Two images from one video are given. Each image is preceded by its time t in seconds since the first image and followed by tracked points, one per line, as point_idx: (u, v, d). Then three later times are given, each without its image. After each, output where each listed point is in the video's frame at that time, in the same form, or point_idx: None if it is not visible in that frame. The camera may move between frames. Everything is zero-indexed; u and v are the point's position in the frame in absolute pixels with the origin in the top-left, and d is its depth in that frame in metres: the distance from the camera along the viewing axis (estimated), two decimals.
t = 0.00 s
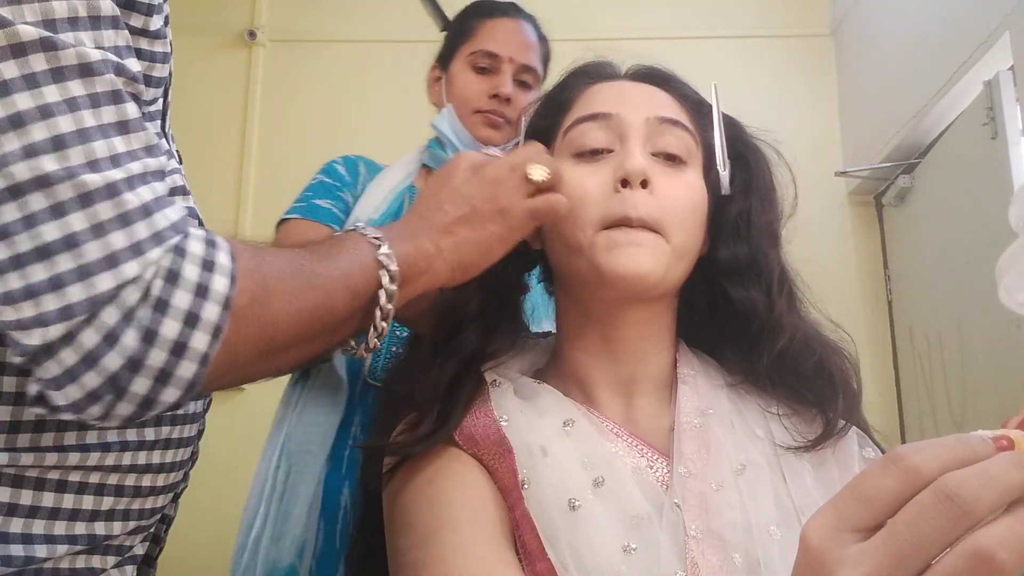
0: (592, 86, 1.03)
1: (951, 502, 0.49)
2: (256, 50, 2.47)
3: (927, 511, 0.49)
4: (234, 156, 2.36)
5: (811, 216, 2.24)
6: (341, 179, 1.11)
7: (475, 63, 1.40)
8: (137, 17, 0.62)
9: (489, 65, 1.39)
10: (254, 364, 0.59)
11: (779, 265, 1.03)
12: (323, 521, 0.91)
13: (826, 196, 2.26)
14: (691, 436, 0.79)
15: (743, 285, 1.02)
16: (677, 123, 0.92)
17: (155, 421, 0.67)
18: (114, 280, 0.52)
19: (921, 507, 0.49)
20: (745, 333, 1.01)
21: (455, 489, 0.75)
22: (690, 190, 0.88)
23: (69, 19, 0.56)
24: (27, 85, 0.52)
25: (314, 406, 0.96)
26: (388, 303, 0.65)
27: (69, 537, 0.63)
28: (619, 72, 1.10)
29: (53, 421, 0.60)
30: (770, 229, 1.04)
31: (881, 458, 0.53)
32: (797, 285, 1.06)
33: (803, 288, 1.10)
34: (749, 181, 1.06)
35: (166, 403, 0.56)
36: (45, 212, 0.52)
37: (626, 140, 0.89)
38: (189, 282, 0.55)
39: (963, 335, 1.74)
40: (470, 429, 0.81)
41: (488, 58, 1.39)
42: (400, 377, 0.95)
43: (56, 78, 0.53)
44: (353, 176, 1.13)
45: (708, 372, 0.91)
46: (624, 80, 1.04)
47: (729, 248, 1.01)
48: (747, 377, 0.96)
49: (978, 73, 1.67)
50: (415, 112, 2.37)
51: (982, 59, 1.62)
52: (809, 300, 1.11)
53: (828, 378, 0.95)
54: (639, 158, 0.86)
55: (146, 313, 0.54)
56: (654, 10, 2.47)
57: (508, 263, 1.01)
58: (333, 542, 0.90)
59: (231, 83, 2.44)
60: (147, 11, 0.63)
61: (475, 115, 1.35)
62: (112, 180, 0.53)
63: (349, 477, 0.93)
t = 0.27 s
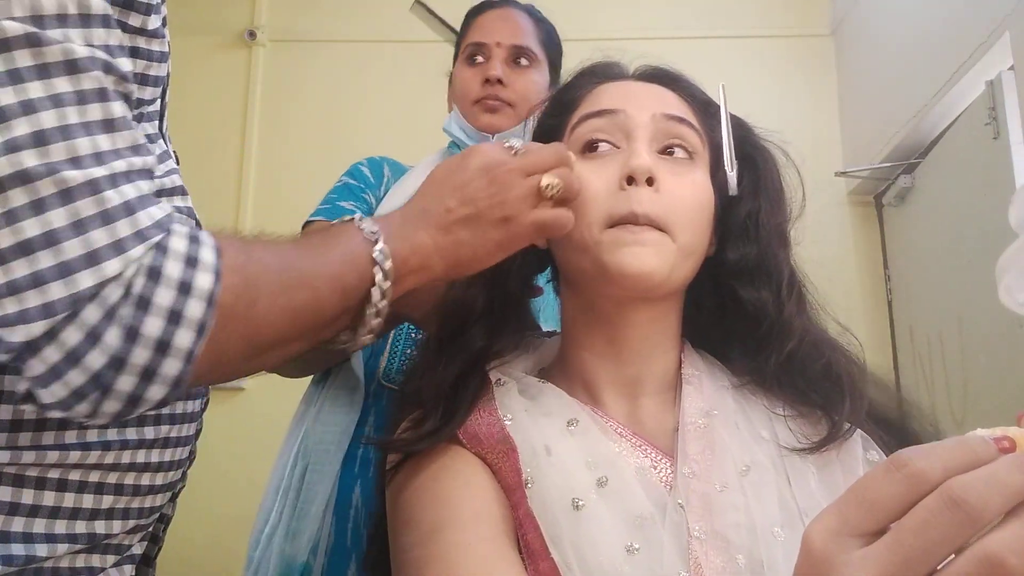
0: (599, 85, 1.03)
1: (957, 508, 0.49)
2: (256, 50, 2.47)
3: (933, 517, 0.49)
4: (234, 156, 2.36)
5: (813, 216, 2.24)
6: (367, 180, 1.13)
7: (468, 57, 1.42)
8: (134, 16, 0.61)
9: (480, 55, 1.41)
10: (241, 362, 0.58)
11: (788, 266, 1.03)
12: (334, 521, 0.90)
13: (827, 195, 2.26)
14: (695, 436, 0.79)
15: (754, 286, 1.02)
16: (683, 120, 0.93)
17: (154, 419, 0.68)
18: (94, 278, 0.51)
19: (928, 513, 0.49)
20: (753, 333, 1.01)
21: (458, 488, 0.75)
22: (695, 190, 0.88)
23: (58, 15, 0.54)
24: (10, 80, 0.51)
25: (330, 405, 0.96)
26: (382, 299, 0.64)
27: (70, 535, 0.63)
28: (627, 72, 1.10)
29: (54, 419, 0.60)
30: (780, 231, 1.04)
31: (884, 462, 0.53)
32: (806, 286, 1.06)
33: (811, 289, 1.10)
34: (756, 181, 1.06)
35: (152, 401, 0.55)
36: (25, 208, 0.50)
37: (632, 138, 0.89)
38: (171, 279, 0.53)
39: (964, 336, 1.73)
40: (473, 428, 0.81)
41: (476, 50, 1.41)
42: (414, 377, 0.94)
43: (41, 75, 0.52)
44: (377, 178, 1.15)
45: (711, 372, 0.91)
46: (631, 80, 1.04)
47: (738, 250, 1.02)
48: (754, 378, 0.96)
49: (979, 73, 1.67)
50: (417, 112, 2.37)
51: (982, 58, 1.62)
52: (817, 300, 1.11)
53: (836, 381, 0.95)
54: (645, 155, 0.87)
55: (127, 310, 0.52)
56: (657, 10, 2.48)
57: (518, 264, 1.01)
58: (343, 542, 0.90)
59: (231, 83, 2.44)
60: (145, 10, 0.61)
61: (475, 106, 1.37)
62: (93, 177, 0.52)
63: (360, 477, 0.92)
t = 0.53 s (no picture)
0: (600, 84, 1.03)
1: (954, 510, 0.49)
2: (256, 50, 2.47)
3: (931, 520, 0.49)
4: (234, 156, 2.35)
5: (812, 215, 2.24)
6: (357, 181, 1.14)
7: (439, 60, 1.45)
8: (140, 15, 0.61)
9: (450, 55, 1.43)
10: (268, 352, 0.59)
11: (789, 266, 1.03)
12: (339, 525, 0.90)
13: (827, 195, 2.26)
14: (695, 436, 0.79)
15: (753, 286, 1.02)
16: (684, 119, 0.92)
17: (158, 417, 0.67)
18: (128, 272, 0.52)
19: (926, 516, 0.49)
20: (752, 334, 1.01)
21: (457, 488, 0.75)
22: (695, 189, 0.88)
23: (76, 15, 0.55)
24: (37, 81, 0.51)
25: (332, 406, 0.97)
26: (398, 290, 0.65)
27: (74, 534, 0.63)
28: (627, 71, 1.10)
29: (59, 417, 0.60)
30: (779, 231, 1.04)
31: (880, 464, 0.53)
32: (806, 287, 1.06)
33: (812, 290, 1.09)
34: (757, 182, 1.06)
35: (186, 391, 0.56)
36: (59, 206, 0.51)
37: (633, 137, 0.89)
38: (202, 271, 0.55)
39: (965, 336, 1.73)
40: (472, 428, 0.80)
41: (447, 51, 1.44)
42: (415, 377, 0.94)
43: (65, 74, 0.52)
44: (367, 179, 1.16)
45: (711, 372, 0.91)
46: (632, 79, 1.04)
47: (738, 250, 1.02)
48: (754, 378, 0.96)
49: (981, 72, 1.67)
50: (417, 112, 2.37)
51: (982, 58, 1.62)
52: (817, 301, 1.11)
53: (837, 382, 0.94)
54: (645, 155, 0.87)
55: (162, 302, 0.54)
56: (657, 10, 2.47)
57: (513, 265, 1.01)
58: (350, 546, 0.89)
59: (231, 83, 2.44)
60: (152, 9, 0.61)
61: (448, 100, 1.38)
62: (123, 173, 0.53)
63: (363, 480, 0.92)
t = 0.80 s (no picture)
0: (599, 85, 1.03)
1: (951, 513, 0.49)
2: (256, 50, 2.47)
3: (928, 523, 0.49)
4: (235, 156, 2.35)
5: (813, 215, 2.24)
6: (337, 180, 1.14)
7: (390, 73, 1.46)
8: (149, 12, 0.62)
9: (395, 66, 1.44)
10: (271, 343, 0.59)
11: (790, 266, 1.03)
12: (336, 520, 0.91)
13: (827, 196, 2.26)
14: (695, 436, 0.79)
15: (755, 286, 1.02)
16: (683, 118, 0.93)
17: (164, 417, 0.68)
18: (127, 268, 0.52)
19: (923, 519, 0.49)
20: (754, 335, 1.01)
21: (459, 489, 0.75)
22: (696, 188, 0.88)
23: (81, 8, 0.54)
24: (38, 76, 0.52)
25: (326, 401, 0.96)
26: (403, 282, 0.64)
27: (81, 535, 0.63)
28: (627, 71, 1.10)
29: (66, 417, 0.60)
30: (780, 230, 1.04)
31: (876, 466, 0.53)
32: (807, 287, 1.06)
33: (813, 289, 1.09)
34: (758, 182, 1.06)
35: (189, 386, 0.56)
36: (58, 202, 0.51)
37: (634, 136, 0.89)
38: (202, 266, 0.55)
39: (966, 337, 1.73)
40: (473, 428, 0.80)
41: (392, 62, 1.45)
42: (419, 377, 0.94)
43: (68, 70, 0.53)
44: (346, 178, 1.17)
45: (713, 372, 0.91)
46: (632, 79, 1.04)
47: (739, 250, 1.02)
48: (756, 378, 0.96)
49: (981, 72, 1.67)
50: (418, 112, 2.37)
51: (982, 58, 1.62)
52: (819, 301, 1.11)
53: (837, 382, 0.95)
54: (646, 153, 0.87)
55: (161, 299, 0.54)
56: (658, 11, 2.47)
57: (519, 261, 1.00)
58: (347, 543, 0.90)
59: (232, 83, 2.44)
60: (161, 5, 0.62)
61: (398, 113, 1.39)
62: (122, 168, 0.53)
63: (359, 477, 0.93)
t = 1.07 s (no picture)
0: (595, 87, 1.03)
1: (956, 516, 0.49)
2: (256, 50, 2.47)
3: (932, 525, 0.50)
4: (235, 156, 2.35)
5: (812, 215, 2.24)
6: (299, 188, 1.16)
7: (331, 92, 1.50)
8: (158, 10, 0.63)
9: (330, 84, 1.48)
10: (277, 346, 0.60)
11: (786, 264, 1.04)
12: (309, 521, 0.90)
13: (826, 196, 2.26)
14: (695, 436, 0.79)
15: (751, 284, 1.02)
16: (679, 118, 0.93)
17: (172, 417, 0.68)
18: (132, 267, 0.53)
19: (926, 521, 0.50)
20: (753, 335, 1.01)
21: (459, 489, 0.75)
22: (693, 188, 0.89)
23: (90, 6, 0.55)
24: (45, 74, 0.52)
25: (290, 411, 0.96)
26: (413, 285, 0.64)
27: (87, 535, 0.63)
28: (623, 73, 1.10)
29: (76, 416, 0.60)
30: (776, 228, 1.04)
31: (880, 467, 0.53)
32: (803, 285, 1.07)
33: (808, 287, 1.10)
34: (754, 181, 1.06)
35: (192, 388, 0.57)
36: (62, 200, 0.52)
37: (631, 137, 0.89)
38: (208, 267, 0.55)
39: (966, 337, 1.74)
40: (474, 428, 0.81)
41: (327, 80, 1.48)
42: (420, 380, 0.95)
43: (75, 67, 0.53)
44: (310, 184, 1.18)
45: (713, 372, 0.91)
46: (628, 80, 1.04)
47: (737, 249, 1.02)
48: (754, 377, 0.96)
49: (981, 71, 1.67)
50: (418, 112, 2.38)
51: (982, 58, 1.62)
52: (816, 300, 1.11)
53: (833, 380, 0.95)
54: (643, 154, 0.86)
55: (165, 299, 0.54)
56: (656, 10, 2.48)
57: (519, 264, 1.01)
58: (322, 545, 0.89)
59: (232, 84, 2.45)
60: (170, 3, 0.63)
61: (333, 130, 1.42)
62: (128, 167, 0.54)
63: (332, 479, 0.92)
